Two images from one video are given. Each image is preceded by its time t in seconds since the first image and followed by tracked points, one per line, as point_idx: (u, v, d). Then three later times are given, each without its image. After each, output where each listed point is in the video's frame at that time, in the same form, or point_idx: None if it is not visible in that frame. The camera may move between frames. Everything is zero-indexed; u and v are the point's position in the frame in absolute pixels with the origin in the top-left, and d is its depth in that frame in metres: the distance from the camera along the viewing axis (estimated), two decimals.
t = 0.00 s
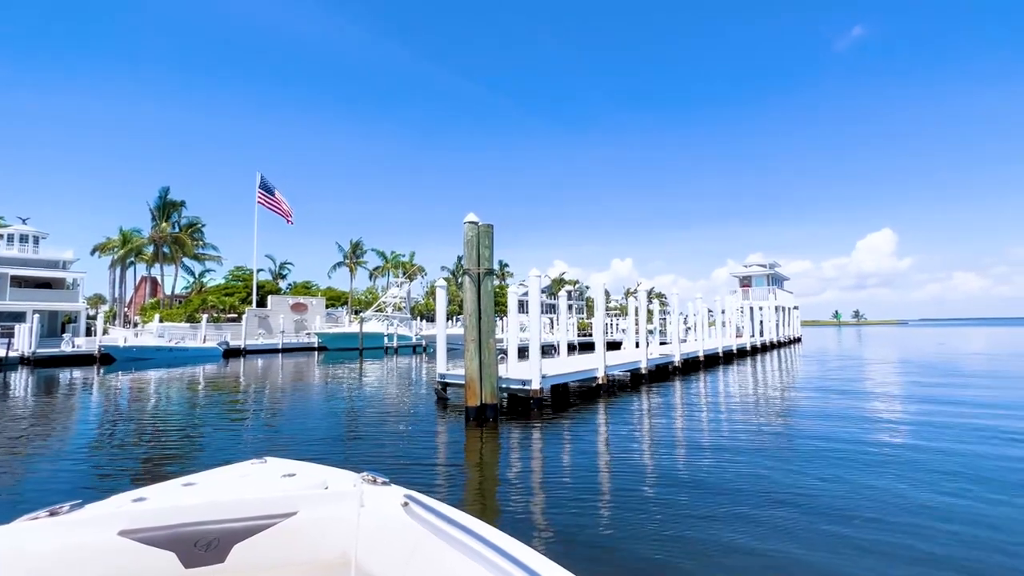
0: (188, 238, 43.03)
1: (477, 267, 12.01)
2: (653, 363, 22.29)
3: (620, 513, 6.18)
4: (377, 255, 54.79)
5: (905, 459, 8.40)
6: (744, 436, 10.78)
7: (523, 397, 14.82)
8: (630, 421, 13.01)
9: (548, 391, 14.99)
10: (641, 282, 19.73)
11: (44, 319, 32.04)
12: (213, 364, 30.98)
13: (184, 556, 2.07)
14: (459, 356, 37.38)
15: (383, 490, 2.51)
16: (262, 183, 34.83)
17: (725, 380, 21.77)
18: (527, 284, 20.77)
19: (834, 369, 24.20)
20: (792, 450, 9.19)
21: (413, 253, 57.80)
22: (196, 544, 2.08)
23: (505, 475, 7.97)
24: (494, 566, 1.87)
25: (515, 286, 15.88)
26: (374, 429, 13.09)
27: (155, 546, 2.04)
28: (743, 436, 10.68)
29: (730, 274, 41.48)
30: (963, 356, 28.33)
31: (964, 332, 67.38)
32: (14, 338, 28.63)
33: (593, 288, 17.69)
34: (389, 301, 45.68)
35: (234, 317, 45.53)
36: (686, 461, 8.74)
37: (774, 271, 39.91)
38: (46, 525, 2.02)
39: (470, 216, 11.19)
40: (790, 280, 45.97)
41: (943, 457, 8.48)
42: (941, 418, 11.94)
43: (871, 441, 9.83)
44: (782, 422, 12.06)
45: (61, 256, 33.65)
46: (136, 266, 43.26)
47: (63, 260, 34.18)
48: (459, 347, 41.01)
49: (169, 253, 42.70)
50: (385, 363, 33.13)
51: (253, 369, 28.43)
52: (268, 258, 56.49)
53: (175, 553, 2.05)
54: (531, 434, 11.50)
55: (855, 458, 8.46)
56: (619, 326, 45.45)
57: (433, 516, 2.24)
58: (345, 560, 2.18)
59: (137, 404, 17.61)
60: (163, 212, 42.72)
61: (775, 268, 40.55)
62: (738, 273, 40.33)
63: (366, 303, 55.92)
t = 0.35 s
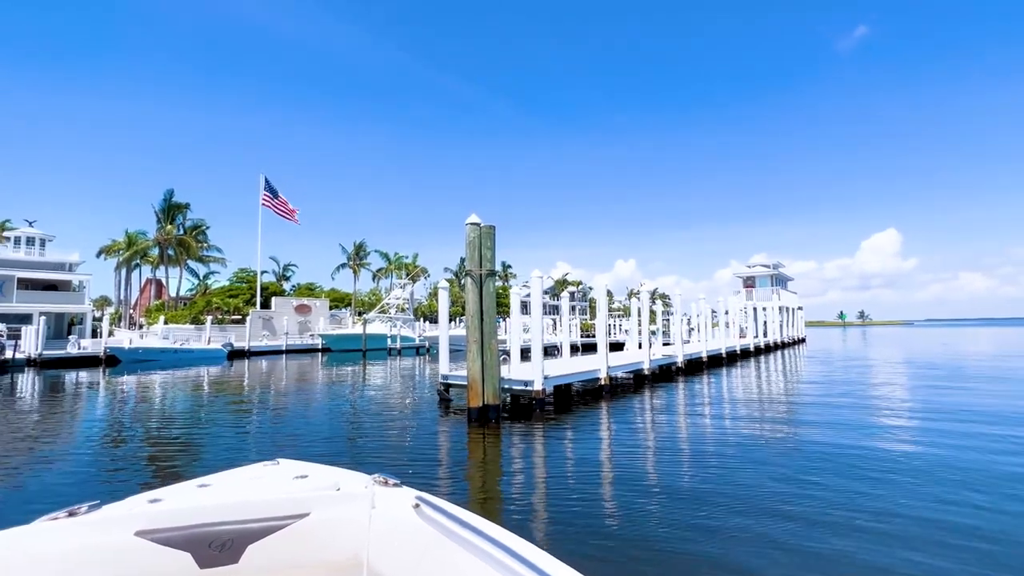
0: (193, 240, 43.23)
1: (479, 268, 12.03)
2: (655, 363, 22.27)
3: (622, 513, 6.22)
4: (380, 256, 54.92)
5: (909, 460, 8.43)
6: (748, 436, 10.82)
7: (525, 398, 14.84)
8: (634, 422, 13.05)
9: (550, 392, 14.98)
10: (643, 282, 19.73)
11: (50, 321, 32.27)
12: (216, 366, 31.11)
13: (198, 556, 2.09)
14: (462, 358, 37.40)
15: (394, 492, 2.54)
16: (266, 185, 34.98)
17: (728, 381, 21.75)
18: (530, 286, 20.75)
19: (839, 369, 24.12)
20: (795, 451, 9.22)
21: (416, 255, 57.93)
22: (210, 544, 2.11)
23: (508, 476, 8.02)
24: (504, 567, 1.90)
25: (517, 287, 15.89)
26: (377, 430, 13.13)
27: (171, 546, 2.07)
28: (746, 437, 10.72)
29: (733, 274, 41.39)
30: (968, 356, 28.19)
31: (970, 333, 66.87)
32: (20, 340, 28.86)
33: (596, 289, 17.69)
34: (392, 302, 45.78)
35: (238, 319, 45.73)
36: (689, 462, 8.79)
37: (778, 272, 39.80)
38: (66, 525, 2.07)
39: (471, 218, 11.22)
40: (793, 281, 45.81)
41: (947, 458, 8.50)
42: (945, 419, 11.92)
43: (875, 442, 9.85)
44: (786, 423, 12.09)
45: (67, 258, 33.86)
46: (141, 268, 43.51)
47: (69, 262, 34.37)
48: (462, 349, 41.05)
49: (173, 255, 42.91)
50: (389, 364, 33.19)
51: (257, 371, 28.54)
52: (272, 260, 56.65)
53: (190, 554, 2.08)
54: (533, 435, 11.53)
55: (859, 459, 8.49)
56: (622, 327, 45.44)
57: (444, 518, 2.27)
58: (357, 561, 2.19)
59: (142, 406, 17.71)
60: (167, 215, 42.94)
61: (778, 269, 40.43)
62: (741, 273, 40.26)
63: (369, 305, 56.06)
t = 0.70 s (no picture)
0: (210, 243, 43.98)
1: (490, 269, 12.08)
2: (668, 364, 22.12)
3: (634, 514, 6.22)
4: (393, 258, 55.29)
5: (929, 463, 8.31)
6: (763, 438, 10.76)
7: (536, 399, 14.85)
8: (647, 423, 13.03)
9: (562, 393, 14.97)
10: (655, 283, 19.63)
11: (73, 322, 33.03)
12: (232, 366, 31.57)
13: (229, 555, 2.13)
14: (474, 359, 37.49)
15: (417, 493, 2.58)
16: (281, 188, 35.47)
17: (743, 382, 21.54)
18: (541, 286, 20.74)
19: (857, 371, 23.73)
20: (811, 453, 9.14)
21: (429, 256, 58.24)
22: (241, 543, 2.16)
23: (519, 476, 8.05)
24: (525, 568, 1.94)
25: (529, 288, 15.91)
26: (390, 430, 13.21)
27: (202, 544, 2.12)
28: (761, 438, 10.65)
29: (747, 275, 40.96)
30: (991, 358, 27.51)
31: (995, 334, 65.18)
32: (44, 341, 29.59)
33: (608, 289, 17.64)
34: (405, 303, 46.08)
35: (254, 321, 46.40)
36: (702, 463, 8.77)
37: (793, 272, 39.28)
38: (104, 523, 2.15)
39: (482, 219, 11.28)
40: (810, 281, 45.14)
41: (968, 462, 8.36)
42: (966, 422, 11.70)
43: (894, 445, 9.72)
44: (802, 425, 11.97)
45: (89, 261, 34.61)
46: (160, 270, 44.36)
47: (91, 264, 35.13)
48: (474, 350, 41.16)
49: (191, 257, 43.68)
50: (402, 365, 33.41)
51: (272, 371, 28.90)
52: (287, 262, 57.33)
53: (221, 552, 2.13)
54: (545, 435, 11.54)
55: (877, 462, 8.39)
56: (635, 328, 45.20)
57: (466, 520, 2.31)
58: (382, 561, 2.23)
59: (162, 405, 18.07)
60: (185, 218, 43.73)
61: (794, 269, 39.91)
62: (756, 273, 39.84)
63: (382, 306, 56.49)
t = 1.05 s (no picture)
0: (238, 246, 45.14)
1: (509, 270, 12.09)
2: (692, 366, 21.76)
3: (658, 518, 6.15)
4: (415, 259, 55.84)
5: (967, 471, 8.01)
6: (790, 440, 10.53)
7: (556, 400, 14.81)
8: (669, 424, 12.88)
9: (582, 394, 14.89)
10: (678, 283, 19.34)
11: (110, 322, 34.33)
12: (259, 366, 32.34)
13: (270, 547, 2.18)
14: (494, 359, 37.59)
15: (450, 491, 2.62)
16: (306, 192, 36.22)
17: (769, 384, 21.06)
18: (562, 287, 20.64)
19: (890, 374, 22.92)
20: (841, 458, 8.91)
21: (450, 257, 58.62)
22: (280, 537, 2.22)
23: (540, 476, 8.03)
24: (555, 567, 1.96)
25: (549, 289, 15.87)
26: (412, 429, 13.35)
27: (243, 537, 2.18)
28: (788, 441, 10.43)
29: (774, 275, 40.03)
30: None
31: None
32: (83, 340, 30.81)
33: (629, 290, 17.47)
34: (427, 304, 46.46)
35: (280, 322, 47.47)
36: (727, 466, 8.62)
37: (822, 272, 38.21)
38: (155, 513, 2.26)
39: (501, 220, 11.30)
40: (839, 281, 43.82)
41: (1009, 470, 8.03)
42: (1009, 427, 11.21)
43: (930, 450, 9.41)
44: (832, 428, 11.67)
45: (125, 263, 35.92)
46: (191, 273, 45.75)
47: (127, 267, 36.45)
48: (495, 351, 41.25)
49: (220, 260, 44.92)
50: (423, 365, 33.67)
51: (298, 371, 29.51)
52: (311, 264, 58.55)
53: (263, 545, 2.18)
54: (566, 436, 11.48)
55: (911, 469, 8.14)
56: (657, 329, 44.66)
57: (499, 520, 2.34)
58: (415, 559, 2.23)
59: (193, 404, 18.58)
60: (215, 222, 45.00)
61: (822, 269, 38.83)
62: (783, 273, 38.91)
63: (404, 307, 57.10)
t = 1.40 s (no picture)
0: (274, 249, 46.60)
1: (537, 272, 12.09)
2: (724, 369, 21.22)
3: (689, 522, 6.05)
4: (443, 262, 56.42)
5: None
6: (829, 446, 10.17)
7: (585, 402, 14.70)
8: (701, 427, 12.63)
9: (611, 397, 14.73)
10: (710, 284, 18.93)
11: (155, 323, 35.99)
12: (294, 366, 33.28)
13: (317, 539, 2.25)
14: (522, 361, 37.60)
15: (488, 489, 2.64)
16: (337, 196, 37.14)
17: (807, 388, 20.36)
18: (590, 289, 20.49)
19: (938, 379, 21.80)
20: (885, 466, 8.55)
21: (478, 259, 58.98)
22: (326, 528, 2.28)
23: (568, 478, 7.98)
24: (596, 568, 1.94)
25: (577, 291, 15.77)
26: (441, 429, 13.51)
27: (293, 527, 2.26)
28: (827, 447, 10.07)
29: (811, 275, 38.67)
30: None
31: None
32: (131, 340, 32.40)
33: (659, 292, 17.19)
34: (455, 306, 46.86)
35: (314, 323, 48.76)
36: (761, 471, 8.40)
37: (864, 272, 36.67)
38: (211, 502, 2.37)
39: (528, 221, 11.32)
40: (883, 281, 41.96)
41: None
42: None
43: (983, 459, 8.91)
44: (874, 434, 11.20)
45: (169, 267, 37.59)
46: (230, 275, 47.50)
47: (171, 270, 38.13)
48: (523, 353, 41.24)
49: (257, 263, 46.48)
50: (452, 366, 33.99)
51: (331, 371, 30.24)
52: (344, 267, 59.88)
53: (310, 535, 2.25)
54: (594, 438, 11.38)
55: (962, 479, 7.74)
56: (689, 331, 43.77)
57: (537, 519, 2.35)
58: (455, 554, 2.27)
59: (231, 402, 19.26)
60: (252, 226, 46.60)
61: (864, 269, 37.27)
62: (821, 274, 37.54)
63: (433, 309, 57.79)
